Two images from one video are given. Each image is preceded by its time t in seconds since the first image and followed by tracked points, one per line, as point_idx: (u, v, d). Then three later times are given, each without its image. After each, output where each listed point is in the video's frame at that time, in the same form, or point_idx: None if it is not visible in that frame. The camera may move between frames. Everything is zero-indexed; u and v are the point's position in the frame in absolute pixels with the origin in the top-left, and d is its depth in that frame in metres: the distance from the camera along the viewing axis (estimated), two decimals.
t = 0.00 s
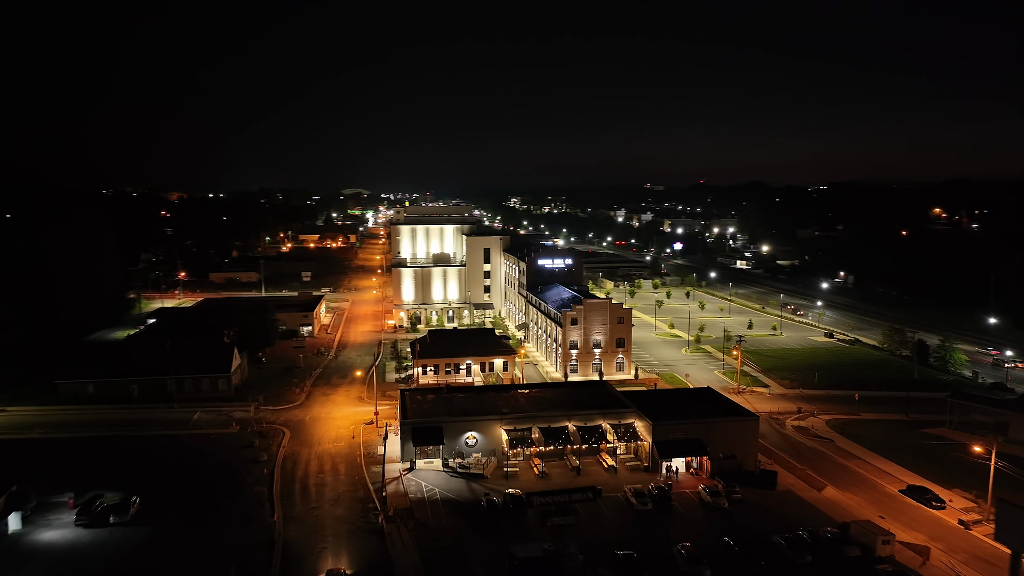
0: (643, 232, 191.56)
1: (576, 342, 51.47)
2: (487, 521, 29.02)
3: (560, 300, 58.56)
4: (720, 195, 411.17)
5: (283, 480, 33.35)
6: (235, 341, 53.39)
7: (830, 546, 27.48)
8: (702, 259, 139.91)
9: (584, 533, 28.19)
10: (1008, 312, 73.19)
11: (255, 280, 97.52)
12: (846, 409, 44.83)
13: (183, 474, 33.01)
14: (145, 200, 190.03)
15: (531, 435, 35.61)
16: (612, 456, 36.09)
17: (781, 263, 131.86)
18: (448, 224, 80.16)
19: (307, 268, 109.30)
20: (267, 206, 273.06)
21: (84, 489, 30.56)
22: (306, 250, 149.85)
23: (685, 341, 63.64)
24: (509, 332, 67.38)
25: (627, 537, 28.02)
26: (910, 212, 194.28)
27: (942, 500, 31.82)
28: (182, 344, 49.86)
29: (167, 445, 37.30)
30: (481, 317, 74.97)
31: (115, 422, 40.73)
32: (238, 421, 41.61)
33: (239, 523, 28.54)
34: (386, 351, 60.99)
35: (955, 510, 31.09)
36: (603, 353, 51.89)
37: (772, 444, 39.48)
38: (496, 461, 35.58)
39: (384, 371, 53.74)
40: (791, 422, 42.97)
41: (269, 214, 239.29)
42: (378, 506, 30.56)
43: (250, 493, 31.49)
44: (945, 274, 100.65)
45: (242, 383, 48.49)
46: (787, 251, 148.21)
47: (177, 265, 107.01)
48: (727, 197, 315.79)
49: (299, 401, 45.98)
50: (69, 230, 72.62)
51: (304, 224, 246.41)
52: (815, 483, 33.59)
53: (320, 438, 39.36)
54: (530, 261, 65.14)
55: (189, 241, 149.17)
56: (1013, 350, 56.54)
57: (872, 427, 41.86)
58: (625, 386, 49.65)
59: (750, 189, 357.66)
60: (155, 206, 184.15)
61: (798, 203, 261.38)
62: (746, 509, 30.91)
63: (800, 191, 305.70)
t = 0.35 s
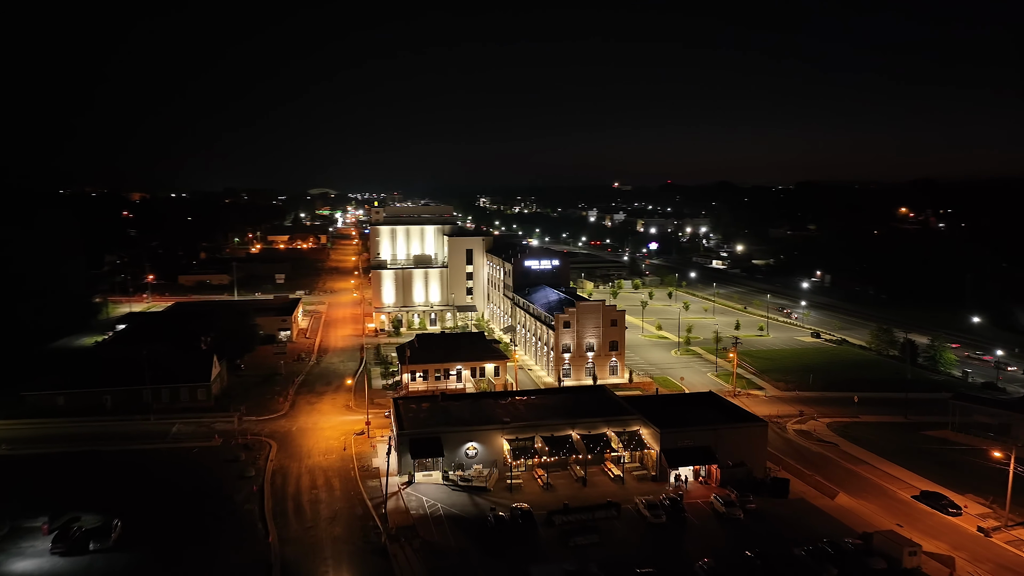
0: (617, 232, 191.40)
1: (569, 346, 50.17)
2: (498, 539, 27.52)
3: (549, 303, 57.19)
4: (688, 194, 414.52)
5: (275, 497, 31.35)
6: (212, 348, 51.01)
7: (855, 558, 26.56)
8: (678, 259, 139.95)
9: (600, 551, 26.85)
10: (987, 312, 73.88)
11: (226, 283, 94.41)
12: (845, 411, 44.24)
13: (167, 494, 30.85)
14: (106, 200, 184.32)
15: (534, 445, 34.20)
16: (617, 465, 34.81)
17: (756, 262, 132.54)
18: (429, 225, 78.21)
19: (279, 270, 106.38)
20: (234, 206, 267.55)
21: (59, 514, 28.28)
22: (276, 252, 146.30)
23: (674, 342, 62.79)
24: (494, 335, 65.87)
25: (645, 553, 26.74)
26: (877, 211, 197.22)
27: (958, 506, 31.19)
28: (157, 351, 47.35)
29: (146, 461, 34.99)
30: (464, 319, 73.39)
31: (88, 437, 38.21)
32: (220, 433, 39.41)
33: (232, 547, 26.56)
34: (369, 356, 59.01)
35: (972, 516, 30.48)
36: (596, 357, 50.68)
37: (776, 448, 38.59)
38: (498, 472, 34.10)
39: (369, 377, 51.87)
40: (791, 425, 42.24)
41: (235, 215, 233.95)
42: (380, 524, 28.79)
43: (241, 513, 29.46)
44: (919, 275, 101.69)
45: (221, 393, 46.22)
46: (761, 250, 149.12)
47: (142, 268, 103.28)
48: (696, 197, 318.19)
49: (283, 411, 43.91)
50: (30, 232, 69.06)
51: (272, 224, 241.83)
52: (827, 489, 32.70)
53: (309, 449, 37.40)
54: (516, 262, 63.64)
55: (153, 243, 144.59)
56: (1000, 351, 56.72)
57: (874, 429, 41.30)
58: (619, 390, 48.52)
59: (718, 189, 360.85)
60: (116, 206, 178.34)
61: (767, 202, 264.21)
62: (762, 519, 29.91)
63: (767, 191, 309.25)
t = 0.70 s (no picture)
0: (586, 232, 190.66)
1: (560, 350, 48.68)
2: (511, 563, 25.80)
3: (536, 305, 55.56)
4: (652, 194, 417.39)
5: (263, 520, 29.10)
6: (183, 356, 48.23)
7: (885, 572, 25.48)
8: (649, 258, 139.63)
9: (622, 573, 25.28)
10: (963, 312, 74.57)
11: (189, 286, 90.52)
12: (843, 415, 43.60)
13: (145, 522, 28.36)
14: (58, 200, 176.91)
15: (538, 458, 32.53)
16: (623, 477, 33.35)
17: (727, 262, 133.01)
18: (405, 226, 75.74)
19: (245, 272, 102.65)
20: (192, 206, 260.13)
21: (26, 549, 25.65)
22: (239, 253, 141.78)
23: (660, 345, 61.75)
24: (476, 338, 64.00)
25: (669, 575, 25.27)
26: (840, 211, 200.23)
27: (976, 513, 30.52)
28: (125, 361, 44.40)
29: (118, 482, 32.35)
30: (442, 323, 71.35)
31: (51, 456, 35.33)
32: (198, 450, 36.86)
33: None
34: (348, 362, 56.66)
35: (991, 524, 29.82)
36: (587, 361, 49.23)
37: (781, 454, 37.59)
38: (499, 487, 32.37)
39: (351, 385, 49.59)
40: (793, 429, 41.37)
41: (194, 215, 227.18)
42: (382, 548, 26.77)
43: (229, 539, 27.19)
44: (890, 275, 102.74)
45: (195, 405, 43.53)
46: (730, 250, 149.67)
47: (100, 272, 98.77)
48: (661, 196, 320.06)
49: (263, 424, 41.46)
50: None
51: (232, 225, 235.47)
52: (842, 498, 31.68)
53: (295, 465, 35.15)
54: (500, 264, 61.81)
55: (109, 245, 138.88)
56: (985, 351, 56.89)
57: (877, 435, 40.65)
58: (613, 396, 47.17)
59: (682, 189, 363.88)
60: (68, 207, 171.22)
61: (731, 202, 266.71)
62: (782, 532, 28.72)
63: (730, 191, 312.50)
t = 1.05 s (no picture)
0: (559, 232, 189.88)
1: (552, 355, 47.32)
2: None
3: (524, 307, 54.07)
4: (621, 194, 419.03)
5: (254, 542, 27.17)
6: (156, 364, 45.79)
7: None
8: (624, 259, 139.23)
9: None
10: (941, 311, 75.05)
11: (156, 289, 87.27)
12: (842, 418, 42.97)
13: (124, 548, 26.20)
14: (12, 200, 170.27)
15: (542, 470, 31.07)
16: (630, 488, 32.07)
17: (702, 262, 133.15)
18: (383, 226, 73.15)
19: (214, 275, 99.34)
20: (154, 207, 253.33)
21: None
22: (206, 254, 137.74)
23: (648, 347, 60.81)
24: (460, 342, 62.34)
25: None
26: (808, 211, 202.60)
27: (992, 520, 29.89)
28: (95, 371, 41.82)
29: (92, 504, 30.07)
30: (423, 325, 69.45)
31: (17, 475, 32.85)
32: (177, 466, 34.64)
33: None
34: (329, 369, 54.59)
35: (1009, 531, 29.21)
36: (580, 366, 47.92)
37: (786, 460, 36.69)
38: (503, 502, 30.81)
39: (335, 393, 47.56)
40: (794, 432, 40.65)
41: (156, 216, 220.85)
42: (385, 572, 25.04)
43: (218, 565, 25.24)
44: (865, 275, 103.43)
45: (170, 418, 41.14)
46: (704, 250, 150.07)
47: (60, 276, 94.72)
48: (631, 196, 321.07)
49: (245, 437, 39.30)
50: None
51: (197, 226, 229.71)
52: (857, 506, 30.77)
53: (283, 481, 33.20)
54: (485, 265, 60.19)
55: (68, 247, 133.73)
56: (970, 350, 56.96)
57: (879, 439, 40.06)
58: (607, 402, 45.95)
59: (650, 189, 365.91)
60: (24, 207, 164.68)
61: (700, 202, 268.52)
62: (800, 544, 27.71)
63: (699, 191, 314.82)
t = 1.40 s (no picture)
0: (528, 232, 188.68)
1: (543, 360, 45.68)
2: None
3: (510, 311, 52.31)
4: (584, 194, 419.72)
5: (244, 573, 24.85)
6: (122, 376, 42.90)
7: None
8: (595, 259, 138.45)
9: None
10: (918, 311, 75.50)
11: (114, 293, 83.35)
12: (842, 423, 42.20)
13: None
14: None
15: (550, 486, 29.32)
16: (641, 502, 30.54)
17: (673, 262, 132.95)
18: (357, 227, 70.66)
19: (175, 278, 95.30)
20: (108, 207, 244.59)
21: None
22: (165, 257, 132.72)
23: (634, 350, 59.62)
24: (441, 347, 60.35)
25: None
26: (773, 211, 204.87)
27: (1012, 529, 29.12)
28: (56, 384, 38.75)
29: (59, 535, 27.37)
30: (401, 330, 67.13)
31: None
32: (151, 488, 32.00)
33: None
34: (306, 377, 52.00)
35: None
36: (572, 371, 46.34)
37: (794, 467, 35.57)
38: (509, 521, 28.99)
39: (316, 404, 45.11)
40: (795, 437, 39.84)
41: (109, 216, 212.93)
42: None
43: None
44: (837, 273, 104.14)
45: (140, 434, 38.34)
46: (674, 249, 150.10)
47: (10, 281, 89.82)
48: (596, 196, 321.42)
49: (224, 453, 36.73)
50: None
51: (153, 227, 222.16)
52: (874, 516, 29.83)
53: (271, 502, 30.88)
54: (467, 267, 58.23)
55: (17, 249, 127.47)
56: (954, 349, 57.05)
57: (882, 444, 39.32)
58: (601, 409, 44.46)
59: (614, 189, 367.17)
60: None
61: (666, 202, 269.81)
62: (825, 558, 26.53)
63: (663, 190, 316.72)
